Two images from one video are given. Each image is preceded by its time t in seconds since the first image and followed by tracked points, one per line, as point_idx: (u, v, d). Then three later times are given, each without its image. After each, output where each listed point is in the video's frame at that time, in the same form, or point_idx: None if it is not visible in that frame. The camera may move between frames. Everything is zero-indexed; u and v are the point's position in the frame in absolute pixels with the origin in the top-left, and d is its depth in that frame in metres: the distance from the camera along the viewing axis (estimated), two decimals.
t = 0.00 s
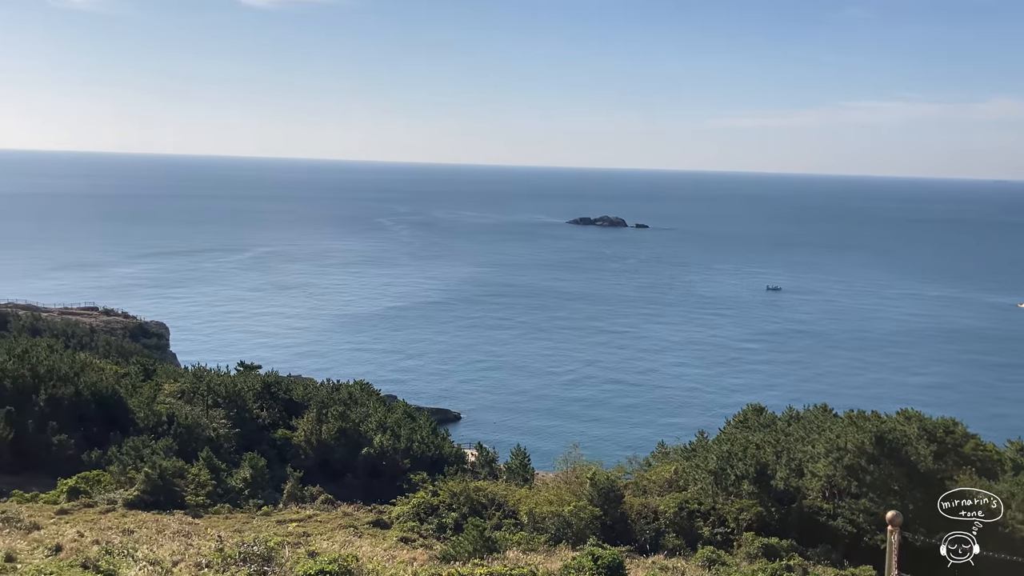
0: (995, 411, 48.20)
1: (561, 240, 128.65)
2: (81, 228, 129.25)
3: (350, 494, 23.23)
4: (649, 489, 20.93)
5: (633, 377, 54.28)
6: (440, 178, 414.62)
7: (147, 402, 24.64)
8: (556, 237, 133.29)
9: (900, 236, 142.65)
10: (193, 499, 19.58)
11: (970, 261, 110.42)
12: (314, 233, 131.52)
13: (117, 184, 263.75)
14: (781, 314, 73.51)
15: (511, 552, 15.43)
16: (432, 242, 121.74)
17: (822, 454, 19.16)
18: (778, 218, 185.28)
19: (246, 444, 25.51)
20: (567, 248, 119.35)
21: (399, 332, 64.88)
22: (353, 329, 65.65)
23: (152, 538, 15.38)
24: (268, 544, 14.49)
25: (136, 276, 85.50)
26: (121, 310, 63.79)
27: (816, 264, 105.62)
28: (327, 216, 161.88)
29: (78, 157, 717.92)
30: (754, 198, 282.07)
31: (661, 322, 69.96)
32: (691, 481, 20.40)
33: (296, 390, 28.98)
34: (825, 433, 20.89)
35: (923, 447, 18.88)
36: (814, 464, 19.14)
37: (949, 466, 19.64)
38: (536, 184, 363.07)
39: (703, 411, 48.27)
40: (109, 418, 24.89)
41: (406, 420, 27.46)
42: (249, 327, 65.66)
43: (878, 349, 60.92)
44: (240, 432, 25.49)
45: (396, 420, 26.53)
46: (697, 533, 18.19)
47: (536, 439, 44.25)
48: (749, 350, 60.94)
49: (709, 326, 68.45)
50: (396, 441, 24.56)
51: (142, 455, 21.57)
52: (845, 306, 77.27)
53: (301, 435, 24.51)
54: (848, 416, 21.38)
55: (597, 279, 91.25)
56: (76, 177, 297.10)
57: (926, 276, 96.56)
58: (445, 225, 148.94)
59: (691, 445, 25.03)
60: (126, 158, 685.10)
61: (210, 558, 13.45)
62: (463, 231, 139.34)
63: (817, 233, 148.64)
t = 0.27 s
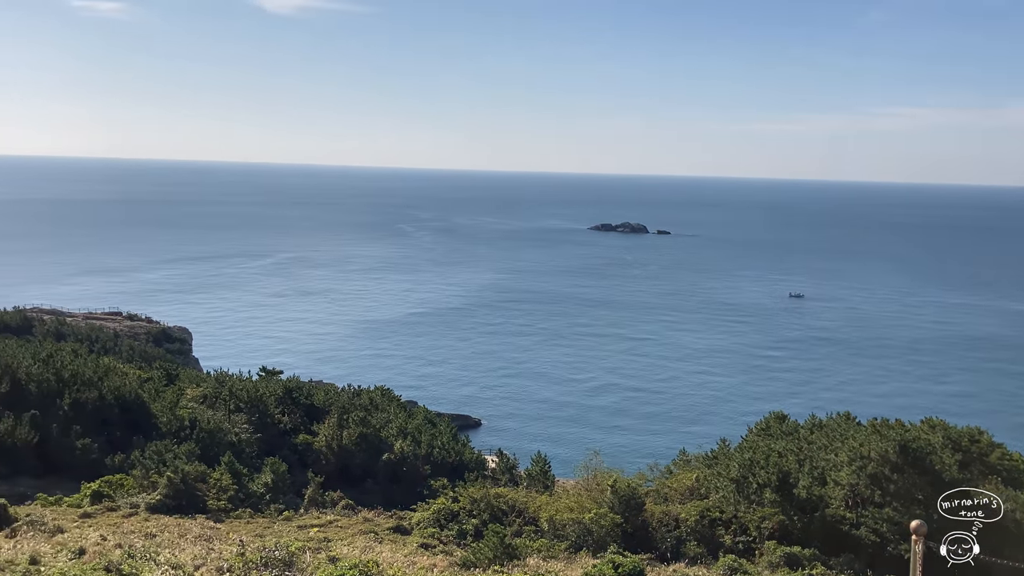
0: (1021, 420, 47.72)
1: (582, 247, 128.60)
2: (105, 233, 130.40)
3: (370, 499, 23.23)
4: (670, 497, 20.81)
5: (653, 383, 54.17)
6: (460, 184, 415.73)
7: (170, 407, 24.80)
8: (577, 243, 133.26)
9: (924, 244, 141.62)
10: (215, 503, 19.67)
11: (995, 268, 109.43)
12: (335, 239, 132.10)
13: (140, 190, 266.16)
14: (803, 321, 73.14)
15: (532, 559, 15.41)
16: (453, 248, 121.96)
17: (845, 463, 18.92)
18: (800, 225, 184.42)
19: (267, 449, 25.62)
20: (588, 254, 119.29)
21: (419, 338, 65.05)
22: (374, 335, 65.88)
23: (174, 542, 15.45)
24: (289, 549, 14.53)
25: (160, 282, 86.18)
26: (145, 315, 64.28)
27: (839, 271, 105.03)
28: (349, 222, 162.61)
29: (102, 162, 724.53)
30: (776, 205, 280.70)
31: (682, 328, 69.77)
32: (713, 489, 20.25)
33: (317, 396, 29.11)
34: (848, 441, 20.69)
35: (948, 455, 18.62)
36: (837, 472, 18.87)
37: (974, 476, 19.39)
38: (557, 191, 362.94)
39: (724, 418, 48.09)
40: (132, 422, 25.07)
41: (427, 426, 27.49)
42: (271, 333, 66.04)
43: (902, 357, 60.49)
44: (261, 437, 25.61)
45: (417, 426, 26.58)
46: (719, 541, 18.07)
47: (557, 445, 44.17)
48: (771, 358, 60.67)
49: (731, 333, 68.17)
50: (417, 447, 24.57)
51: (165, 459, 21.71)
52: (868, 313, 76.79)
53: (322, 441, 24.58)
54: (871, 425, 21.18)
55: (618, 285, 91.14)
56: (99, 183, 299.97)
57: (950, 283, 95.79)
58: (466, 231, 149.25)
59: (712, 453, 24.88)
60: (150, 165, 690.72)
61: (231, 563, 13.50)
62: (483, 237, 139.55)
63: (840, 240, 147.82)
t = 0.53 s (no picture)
0: None
1: (602, 250, 128.53)
2: (127, 236, 131.43)
3: (389, 502, 23.24)
4: (689, 501, 20.74)
5: (674, 387, 54.07)
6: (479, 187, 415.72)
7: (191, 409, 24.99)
8: (596, 246, 133.13)
9: (947, 247, 140.66)
10: (236, 505, 19.76)
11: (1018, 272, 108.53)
12: (355, 241, 132.60)
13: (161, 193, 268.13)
14: (824, 324, 72.80)
15: (551, 563, 15.40)
16: (473, 251, 122.16)
17: (866, 468, 18.70)
18: (821, 227, 183.63)
19: (288, 451, 25.72)
20: (607, 257, 119.22)
21: (439, 341, 65.21)
22: (394, 337, 66.11)
23: (195, 543, 15.53)
24: (309, 550, 14.59)
25: (182, 284, 86.78)
26: (167, 317, 64.75)
27: (860, 274, 104.45)
28: (369, 225, 163.16)
29: (125, 166, 729.96)
30: (797, 208, 279.44)
31: (702, 332, 69.61)
32: (733, 493, 20.13)
33: (338, 398, 29.23)
34: (870, 446, 20.54)
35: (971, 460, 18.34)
36: (859, 477, 18.64)
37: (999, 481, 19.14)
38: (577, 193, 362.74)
39: (744, 422, 47.95)
40: (153, 424, 25.27)
41: (446, 428, 27.50)
42: (292, 335, 66.38)
43: (924, 361, 60.10)
44: (282, 439, 25.73)
45: (436, 428, 26.62)
46: (739, 545, 17.99)
47: (576, 448, 44.17)
48: (791, 361, 60.42)
49: (752, 336, 67.91)
50: (436, 450, 24.59)
51: (186, 461, 21.84)
52: (890, 317, 76.35)
53: (342, 443, 24.66)
54: (894, 430, 20.99)
55: (638, 288, 91.02)
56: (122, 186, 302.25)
57: (973, 287, 95.10)
58: (485, 234, 149.43)
59: (733, 457, 24.77)
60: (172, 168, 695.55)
61: (252, 564, 13.56)
62: (503, 240, 139.68)
63: (861, 243, 147.04)
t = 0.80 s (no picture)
0: None
1: (622, 249, 128.27)
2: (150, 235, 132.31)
3: (409, 500, 23.27)
4: (710, 501, 20.65)
5: (695, 387, 53.91)
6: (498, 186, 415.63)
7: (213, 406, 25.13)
8: (617, 245, 132.88)
9: (970, 246, 139.58)
10: (257, 502, 19.87)
11: None
12: (376, 240, 132.91)
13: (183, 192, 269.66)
14: (846, 324, 72.38)
15: (571, 562, 15.38)
16: (493, 250, 122.26)
17: (888, 468, 18.56)
18: (843, 227, 182.57)
19: (309, 449, 25.82)
20: (628, 256, 118.95)
21: (459, 340, 65.30)
22: (415, 336, 66.23)
23: (216, 540, 15.62)
24: (330, 548, 14.64)
25: (204, 283, 87.25)
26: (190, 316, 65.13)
27: (883, 274, 103.79)
28: (389, 224, 163.49)
29: (147, 165, 734.57)
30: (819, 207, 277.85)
31: (723, 331, 69.36)
32: (754, 493, 20.01)
33: (358, 396, 29.31)
34: (891, 447, 20.41)
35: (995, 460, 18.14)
36: (880, 478, 18.52)
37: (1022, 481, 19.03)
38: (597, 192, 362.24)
39: (766, 423, 47.75)
40: (175, 421, 25.44)
41: (466, 427, 27.52)
42: (313, 334, 66.61)
43: (948, 361, 59.64)
44: (303, 437, 25.85)
45: (456, 427, 26.65)
46: (760, 546, 17.85)
47: (596, 449, 44.12)
48: (813, 361, 60.14)
49: (773, 336, 67.58)
50: (456, 449, 24.63)
51: (208, 458, 21.97)
52: (912, 317, 75.82)
53: (363, 441, 24.72)
54: (917, 430, 20.85)
55: (659, 288, 90.81)
56: (144, 186, 304.12)
57: (997, 287, 94.34)
58: (505, 233, 149.45)
59: (753, 457, 24.64)
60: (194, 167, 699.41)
61: (273, 561, 13.63)
62: (523, 239, 139.65)
63: (883, 242, 146.09)
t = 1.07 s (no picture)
0: None
1: (643, 246, 127.91)
2: (173, 231, 133.22)
3: (429, 496, 23.33)
4: (731, 499, 20.57)
5: (715, 385, 53.73)
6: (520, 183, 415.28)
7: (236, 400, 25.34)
8: (638, 242, 132.49)
9: (995, 244, 138.29)
10: (279, 497, 19.99)
11: None
12: (397, 237, 133.26)
13: (206, 189, 271.09)
14: (870, 322, 71.91)
15: (590, 559, 15.40)
16: (514, 247, 122.16)
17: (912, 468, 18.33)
18: (866, 224, 181.24)
19: (330, 444, 25.93)
20: (649, 253, 118.69)
21: (480, 336, 65.42)
22: (435, 333, 66.41)
23: (239, 534, 15.76)
24: (351, 543, 14.72)
25: (227, 279, 87.79)
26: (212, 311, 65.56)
27: (907, 271, 103.03)
28: (411, 220, 163.79)
29: (171, 162, 739.22)
30: (842, 204, 276.03)
31: (745, 329, 69.10)
32: (776, 491, 19.89)
33: (379, 392, 29.44)
34: (914, 446, 20.26)
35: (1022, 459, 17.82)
36: (904, 477, 18.31)
37: None
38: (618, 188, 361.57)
39: (788, 422, 47.54)
40: (199, 416, 25.68)
41: (486, 423, 27.54)
42: (335, 330, 66.89)
43: (972, 360, 59.17)
44: (324, 432, 25.97)
45: (476, 423, 26.70)
46: (781, 545, 17.70)
47: (617, 446, 44.02)
48: (836, 360, 59.81)
49: (795, 334, 67.15)
50: (476, 445, 24.66)
51: (230, 453, 22.13)
52: (937, 315, 75.23)
53: (383, 436, 24.81)
54: (940, 429, 20.68)
55: (680, 285, 90.56)
56: (168, 183, 305.88)
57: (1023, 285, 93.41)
58: (526, 230, 149.38)
59: (775, 455, 24.53)
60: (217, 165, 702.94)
61: (295, 555, 13.73)
62: (544, 236, 139.45)
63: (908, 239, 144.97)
